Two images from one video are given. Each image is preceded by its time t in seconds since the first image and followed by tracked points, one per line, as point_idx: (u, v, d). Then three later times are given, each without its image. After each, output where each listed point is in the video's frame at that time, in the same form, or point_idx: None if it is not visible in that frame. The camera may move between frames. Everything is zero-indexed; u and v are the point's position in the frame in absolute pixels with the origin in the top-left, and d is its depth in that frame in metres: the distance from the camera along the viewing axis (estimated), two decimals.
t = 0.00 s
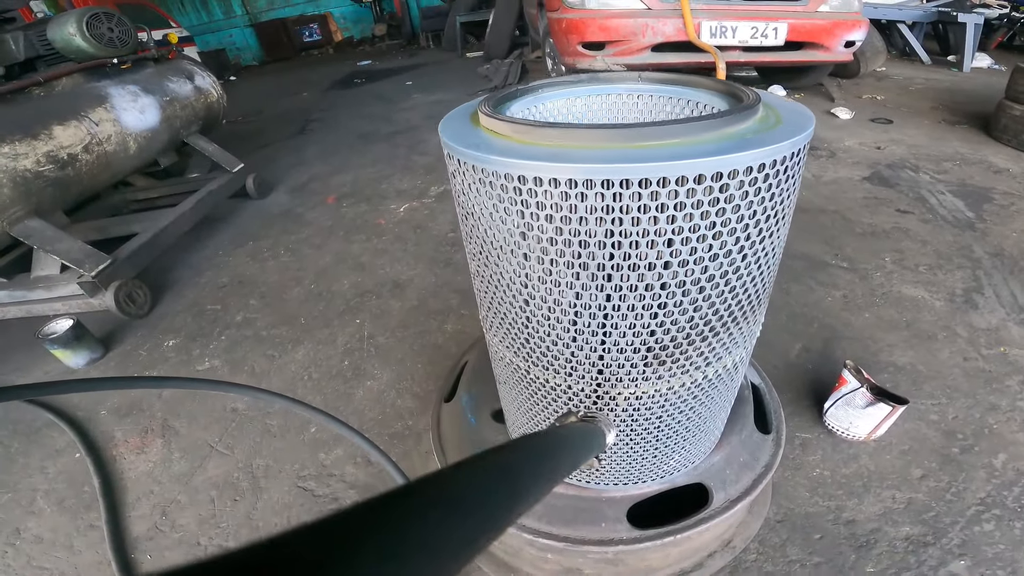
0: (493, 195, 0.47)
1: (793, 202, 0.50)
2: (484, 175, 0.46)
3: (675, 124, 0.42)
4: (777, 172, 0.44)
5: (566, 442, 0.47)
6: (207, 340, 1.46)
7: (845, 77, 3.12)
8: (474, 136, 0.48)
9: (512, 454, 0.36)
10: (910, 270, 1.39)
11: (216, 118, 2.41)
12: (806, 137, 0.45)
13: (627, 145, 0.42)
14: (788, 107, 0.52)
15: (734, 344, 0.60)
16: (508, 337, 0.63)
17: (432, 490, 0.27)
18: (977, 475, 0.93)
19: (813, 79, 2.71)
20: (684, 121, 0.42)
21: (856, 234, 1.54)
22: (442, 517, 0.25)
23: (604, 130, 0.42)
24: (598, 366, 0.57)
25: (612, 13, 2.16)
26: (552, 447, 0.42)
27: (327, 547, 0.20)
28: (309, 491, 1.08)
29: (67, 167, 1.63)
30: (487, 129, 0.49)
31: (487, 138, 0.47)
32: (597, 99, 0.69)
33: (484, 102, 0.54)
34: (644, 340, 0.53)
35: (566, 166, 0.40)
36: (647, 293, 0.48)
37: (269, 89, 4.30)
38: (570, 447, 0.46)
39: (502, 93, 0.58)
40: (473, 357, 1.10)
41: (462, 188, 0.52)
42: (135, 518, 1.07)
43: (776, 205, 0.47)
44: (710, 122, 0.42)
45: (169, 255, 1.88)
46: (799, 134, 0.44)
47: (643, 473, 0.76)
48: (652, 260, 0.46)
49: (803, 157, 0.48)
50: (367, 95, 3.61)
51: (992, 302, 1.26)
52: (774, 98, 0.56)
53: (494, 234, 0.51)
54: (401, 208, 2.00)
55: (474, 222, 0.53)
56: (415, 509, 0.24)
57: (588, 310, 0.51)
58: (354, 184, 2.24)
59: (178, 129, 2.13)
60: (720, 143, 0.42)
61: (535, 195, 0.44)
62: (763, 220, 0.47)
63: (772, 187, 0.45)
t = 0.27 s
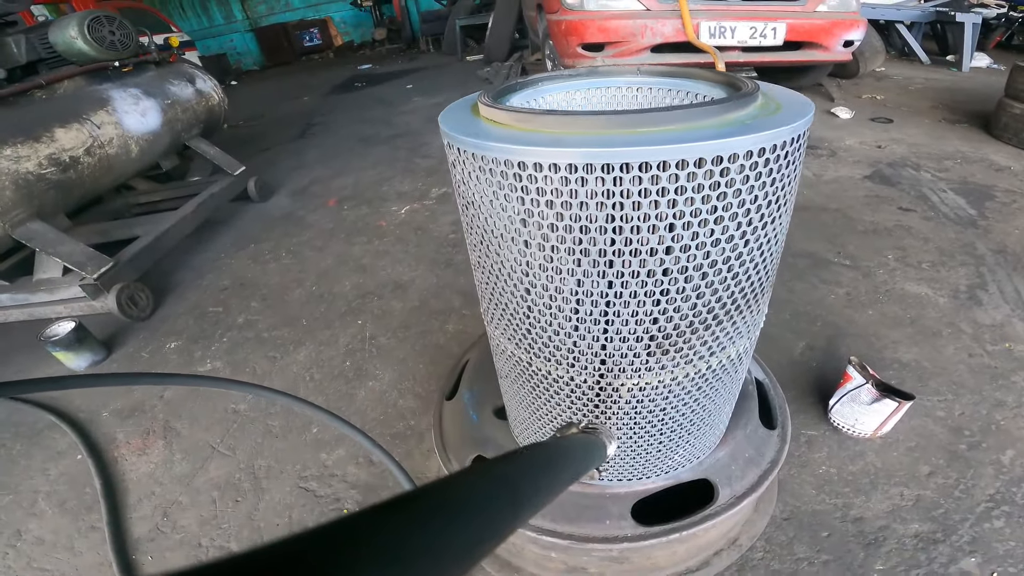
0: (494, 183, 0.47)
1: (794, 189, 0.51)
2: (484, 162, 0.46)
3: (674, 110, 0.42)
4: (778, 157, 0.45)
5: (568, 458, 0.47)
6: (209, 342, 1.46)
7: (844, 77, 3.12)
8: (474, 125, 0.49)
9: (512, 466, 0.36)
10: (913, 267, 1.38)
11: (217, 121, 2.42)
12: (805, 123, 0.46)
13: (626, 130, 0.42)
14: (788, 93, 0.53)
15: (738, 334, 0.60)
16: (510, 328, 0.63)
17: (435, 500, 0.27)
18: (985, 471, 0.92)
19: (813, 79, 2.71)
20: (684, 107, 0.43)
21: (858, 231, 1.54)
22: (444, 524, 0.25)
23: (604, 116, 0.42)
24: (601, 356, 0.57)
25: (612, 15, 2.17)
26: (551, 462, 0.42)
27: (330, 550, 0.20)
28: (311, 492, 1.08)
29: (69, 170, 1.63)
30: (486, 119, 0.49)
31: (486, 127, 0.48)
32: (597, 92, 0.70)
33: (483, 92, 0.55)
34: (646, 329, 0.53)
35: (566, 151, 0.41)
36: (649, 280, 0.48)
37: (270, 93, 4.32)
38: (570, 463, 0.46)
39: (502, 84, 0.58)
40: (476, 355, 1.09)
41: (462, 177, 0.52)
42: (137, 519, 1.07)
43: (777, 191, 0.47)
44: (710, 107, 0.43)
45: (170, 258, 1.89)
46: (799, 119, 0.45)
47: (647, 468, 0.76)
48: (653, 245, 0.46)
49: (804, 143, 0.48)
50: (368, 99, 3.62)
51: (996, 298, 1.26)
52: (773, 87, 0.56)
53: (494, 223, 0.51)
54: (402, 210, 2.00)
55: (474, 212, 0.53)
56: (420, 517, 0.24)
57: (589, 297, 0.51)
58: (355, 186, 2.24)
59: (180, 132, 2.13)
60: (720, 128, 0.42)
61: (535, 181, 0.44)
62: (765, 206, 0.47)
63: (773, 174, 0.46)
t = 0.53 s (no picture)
0: (491, 176, 0.48)
1: (793, 179, 0.51)
2: (482, 154, 0.47)
3: (670, 100, 0.43)
4: (775, 146, 0.45)
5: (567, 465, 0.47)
6: (210, 346, 1.46)
7: (843, 77, 3.13)
8: (471, 119, 0.49)
9: (512, 470, 0.36)
10: (916, 265, 1.38)
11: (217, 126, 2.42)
12: (802, 113, 0.46)
13: (622, 120, 0.43)
14: (784, 86, 0.53)
15: (739, 328, 0.60)
16: (509, 324, 0.63)
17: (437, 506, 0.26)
18: (994, 469, 0.91)
19: (811, 80, 2.71)
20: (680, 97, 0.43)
21: (859, 230, 1.54)
22: (445, 530, 0.25)
23: (599, 106, 0.43)
24: (601, 350, 0.57)
25: (609, 17, 2.18)
26: (550, 467, 0.42)
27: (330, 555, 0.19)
28: (312, 495, 1.07)
29: (69, 174, 1.63)
30: (483, 113, 0.50)
31: (483, 120, 0.48)
32: (594, 87, 0.70)
33: (481, 88, 0.55)
34: (646, 321, 0.53)
35: (562, 140, 0.41)
36: (648, 270, 0.49)
37: (269, 99, 4.33)
38: (568, 469, 0.46)
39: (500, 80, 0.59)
40: (477, 354, 1.09)
41: (460, 171, 0.53)
42: (138, 522, 1.06)
43: (776, 181, 0.48)
44: (705, 97, 0.43)
45: (171, 263, 1.89)
46: (795, 109, 0.45)
47: (650, 467, 0.75)
48: (652, 236, 0.46)
49: (801, 133, 0.49)
50: (367, 103, 3.62)
51: (1000, 295, 1.26)
52: (769, 80, 0.57)
53: (493, 216, 0.52)
54: (403, 213, 2.00)
55: (472, 206, 0.54)
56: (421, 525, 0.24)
57: (588, 289, 0.51)
58: (355, 190, 2.24)
59: (180, 137, 2.14)
60: (716, 117, 0.43)
61: (532, 171, 0.45)
62: (763, 196, 0.48)
63: (771, 163, 0.46)
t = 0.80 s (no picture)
0: (484, 175, 0.48)
1: (786, 172, 0.51)
2: (475, 154, 0.47)
3: (660, 96, 0.43)
4: (767, 139, 0.46)
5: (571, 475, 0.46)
6: (214, 358, 1.45)
7: (838, 77, 3.14)
8: (464, 120, 0.50)
9: (514, 479, 0.35)
10: (919, 262, 1.38)
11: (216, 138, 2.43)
12: (792, 105, 0.47)
13: (613, 115, 0.43)
14: (775, 82, 0.54)
15: (740, 324, 0.59)
16: (508, 326, 0.63)
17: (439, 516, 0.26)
18: (1007, 466, 0.91)
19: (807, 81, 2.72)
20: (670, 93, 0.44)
21: (860, 229, 1.54)
22: (450, 539, 0.24)
23: (589, 104, 0.43)
24: (600, 349, 0.57)
25: (604, 22, 2.19)
26: (552, 476, 0.41)
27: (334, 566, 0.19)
28: (318, 504, 1.06)
29: (71, 189, 1.64)
30: (476, 115, 0.50)
31: (476, 121, 0.49)
32: (587, 87, 0.71)
33: (473, 91, 0.56)
34: (645, 318, 0.53)
35: (553, 137, 0.41)
36: (646, 266, 0.48)
37: (268, 111, 4.35)
38: (570, 478, 0.45)
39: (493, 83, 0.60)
40: (478, 361, 1.09)
41: (454, 172, 0.53)
42: (144, 533, 1.06)
43: (770, 173, 0.48)
44: (695, 91, 0.44)
45: (173, 276, 1.89)
46: (786, 102, 0.45)
47: (653, 468, 0.75)
48: (647, 230, 0.46)
49: (792, 126, 0.49)
50: (366, 114, 3.64)
51: (1005, 291, 1.25)
52: (759, 77, 0.58)
53: (487, 216, 0.52)
54: (404, 223, 2.01)
55: (468, 208, 0.54)
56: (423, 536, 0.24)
57: (585, 287, 0.51)
58: (356, 201, 2.25)
59: (180, 149, 2.14)
60: (706, 111, 0.43)
61: (525, 169, 0.45)
62: (758, 189, 0.48)
63: (764, 156, 0.46)
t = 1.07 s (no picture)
0: (476, 175, 0.48)
1: (777, 164, 0.51)
2: (465, 154, 0.47)
3: (647, 90, 0.43)
4: (756, 130, 0.46)
5: (579, 490, 0.45)
6: (221, 370, 1.46)
7: (836, 77, 3.15)
8: (455, 122, 0.50)
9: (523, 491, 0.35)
10: (925, 258, 1.37)
11: (219, 151, 2.44)
12: (779, 96, 0.47)
13: (601, 111, 0.43)
14: (764, 76, 0.54)
15: (740, 319, 0.59)
16: (506, 328, 0.63)
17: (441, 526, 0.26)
18: None
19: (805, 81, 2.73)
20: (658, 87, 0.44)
21: (864, 226, 1.54)
22: (457, 552, 0.24)
23: (578, 100, 0.43)
24: (599, 348, 0.56)
25: (600, 27, 2.21)
26: (559, 486, 0.40)
27: None
28: (326, 512, 1.05)
29: (76, 205, 1.65)
30: (467, 116, 0.50)
31: (467, 122, 0.49)
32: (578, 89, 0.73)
33: (464, 93, 0.56)
34: (643, 315, 0.52)
35: (542, 133, 0.42)
36: (640, 261, 0.48)
37: (269, 125, 4.38)
38: (579, 489, 0.44)
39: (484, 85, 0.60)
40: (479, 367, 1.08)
41: (447, 174, 0.53)
42: (155, 543, 1.05)
43: (761, 165, 0.48)
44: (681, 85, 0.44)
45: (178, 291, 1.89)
46: (773, 94, 0.46)
47: (658, 469, 0.74)
48: (640, 225, 0.46)
49: (781, 118, 0.49)
50: (366, 125, 3.66)
51: (1014, 285, 1.25)
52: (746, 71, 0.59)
53: (480, 217, 0.52)
54: (407, 232, 2.01)
55: (462, 209, 0.54)
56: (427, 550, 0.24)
57: (581, 285, 0.51)
58: (358, 212, 2.25)
59: (183, 163, 2.15)
60: (693, 104, 0.43)
61: (515, 167, 0.45)
62: (750, 181, 0.48)
63: (754, 148, 0.46)
